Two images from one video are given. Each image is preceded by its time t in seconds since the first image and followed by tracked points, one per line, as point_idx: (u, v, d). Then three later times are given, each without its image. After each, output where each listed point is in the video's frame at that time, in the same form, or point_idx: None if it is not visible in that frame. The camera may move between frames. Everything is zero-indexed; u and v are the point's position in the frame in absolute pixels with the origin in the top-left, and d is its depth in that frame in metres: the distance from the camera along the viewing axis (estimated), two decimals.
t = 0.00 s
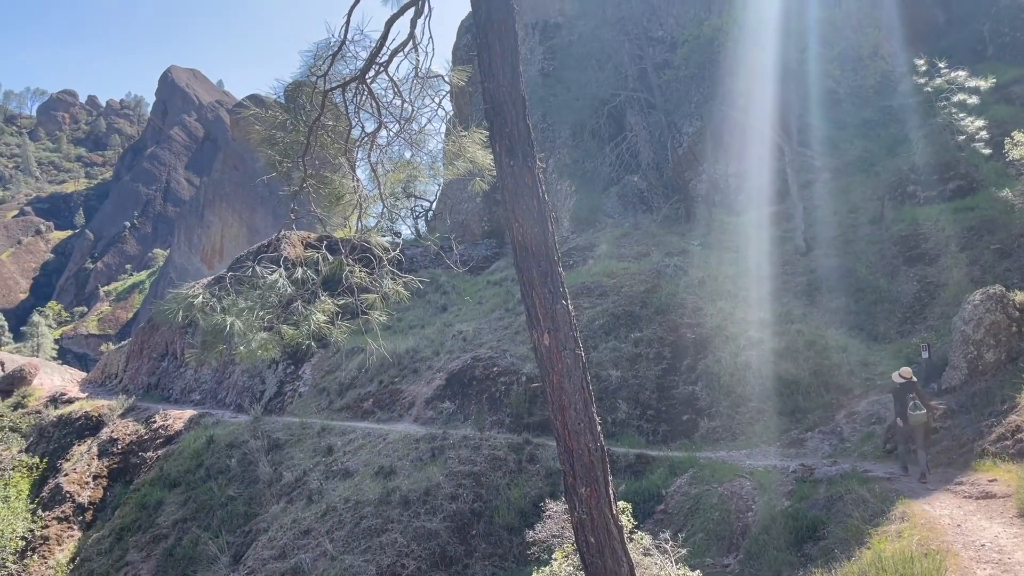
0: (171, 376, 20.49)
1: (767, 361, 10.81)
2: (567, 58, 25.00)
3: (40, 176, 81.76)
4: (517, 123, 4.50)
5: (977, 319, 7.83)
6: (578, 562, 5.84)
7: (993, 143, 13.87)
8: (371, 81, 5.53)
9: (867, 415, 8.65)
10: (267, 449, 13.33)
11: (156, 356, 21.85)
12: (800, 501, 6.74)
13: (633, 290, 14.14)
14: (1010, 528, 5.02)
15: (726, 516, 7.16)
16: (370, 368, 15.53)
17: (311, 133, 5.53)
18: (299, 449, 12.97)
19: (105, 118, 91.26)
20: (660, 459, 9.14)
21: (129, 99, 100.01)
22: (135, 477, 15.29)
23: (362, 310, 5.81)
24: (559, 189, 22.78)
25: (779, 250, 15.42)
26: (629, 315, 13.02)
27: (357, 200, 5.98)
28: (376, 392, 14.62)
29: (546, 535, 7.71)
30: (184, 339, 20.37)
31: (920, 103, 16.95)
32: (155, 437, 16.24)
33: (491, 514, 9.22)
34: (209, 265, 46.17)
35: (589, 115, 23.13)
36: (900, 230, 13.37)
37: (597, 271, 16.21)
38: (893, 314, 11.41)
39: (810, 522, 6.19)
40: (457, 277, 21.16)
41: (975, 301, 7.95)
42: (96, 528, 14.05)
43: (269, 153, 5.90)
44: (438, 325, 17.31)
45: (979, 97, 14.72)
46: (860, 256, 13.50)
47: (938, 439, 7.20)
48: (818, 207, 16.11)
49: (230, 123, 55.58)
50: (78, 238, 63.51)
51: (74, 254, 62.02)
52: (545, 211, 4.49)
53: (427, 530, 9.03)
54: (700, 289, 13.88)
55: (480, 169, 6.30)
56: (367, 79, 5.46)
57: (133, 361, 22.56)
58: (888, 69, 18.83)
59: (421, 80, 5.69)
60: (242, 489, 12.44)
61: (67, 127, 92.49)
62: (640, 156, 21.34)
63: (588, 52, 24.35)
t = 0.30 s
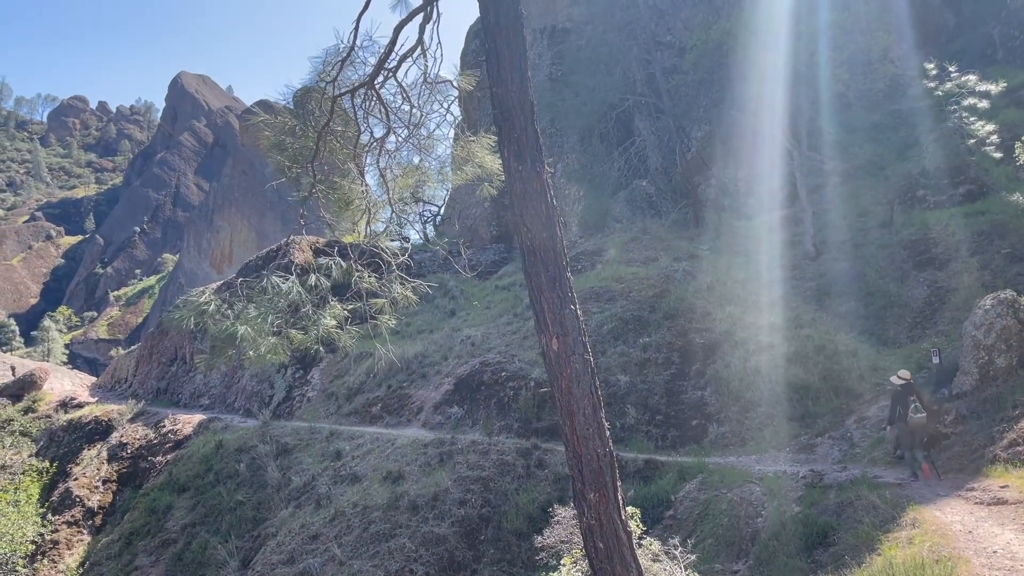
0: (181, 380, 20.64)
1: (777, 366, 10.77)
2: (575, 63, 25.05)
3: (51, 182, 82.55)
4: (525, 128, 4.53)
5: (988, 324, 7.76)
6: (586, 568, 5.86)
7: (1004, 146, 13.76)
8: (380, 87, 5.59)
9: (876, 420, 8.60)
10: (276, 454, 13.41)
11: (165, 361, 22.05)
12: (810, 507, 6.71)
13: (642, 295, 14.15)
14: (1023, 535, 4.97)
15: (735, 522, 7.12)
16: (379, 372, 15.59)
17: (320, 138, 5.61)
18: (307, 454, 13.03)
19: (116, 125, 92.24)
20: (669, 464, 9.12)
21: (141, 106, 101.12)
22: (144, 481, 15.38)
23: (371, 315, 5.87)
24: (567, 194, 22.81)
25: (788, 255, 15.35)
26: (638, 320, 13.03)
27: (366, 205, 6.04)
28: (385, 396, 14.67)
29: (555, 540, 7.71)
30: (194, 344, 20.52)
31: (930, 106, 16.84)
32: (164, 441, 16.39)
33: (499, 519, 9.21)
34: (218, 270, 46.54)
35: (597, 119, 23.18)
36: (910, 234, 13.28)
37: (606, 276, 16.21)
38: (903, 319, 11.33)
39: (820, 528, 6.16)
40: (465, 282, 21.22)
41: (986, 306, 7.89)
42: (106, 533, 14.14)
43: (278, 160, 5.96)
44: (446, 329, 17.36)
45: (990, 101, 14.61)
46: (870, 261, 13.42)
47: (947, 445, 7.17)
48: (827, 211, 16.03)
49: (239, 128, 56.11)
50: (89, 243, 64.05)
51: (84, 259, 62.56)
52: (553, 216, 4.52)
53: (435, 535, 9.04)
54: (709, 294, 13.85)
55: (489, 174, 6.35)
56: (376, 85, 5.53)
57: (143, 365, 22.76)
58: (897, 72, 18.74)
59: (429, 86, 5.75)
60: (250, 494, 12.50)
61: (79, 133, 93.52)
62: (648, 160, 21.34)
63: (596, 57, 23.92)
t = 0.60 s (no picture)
0: (192, 384, 20.83)
1: (788, 370, 10.73)
2: (586, 67, 25.09)
3: (64, 186, 83.46)
4: (535, 132, 4.57)
5: (1003, 328, 7.72)
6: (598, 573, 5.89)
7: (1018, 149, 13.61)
8: (391, 92, 5.66)
9: (889, 424, 8.55)
10: (287, 458, 13.51)
11: (177, 365, 22.27)
12: (822, 512, 6.67)
13: (653, 299, 14.15)
14: None
15: (747, 527, 7.07)
16: (389, 376, 15.66)
17: (331, 143, 5.66)
18: (318, 458, 13.12)
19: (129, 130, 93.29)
20: (680, 469, 9.09)
21: (155, 112, 102.36)
22: (156, 484, 15.50)
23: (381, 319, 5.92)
24: (577, 198, 22.82)
25: (799, 258, 15.26)
26: (649, 324, 13.03)
27: (376, 210, 6.14)
28: (395, 400, 14.73)
29: (566, 545, 7.73)
30: (206, 348, 20.71)
31: (943, 108, 16.69)
32: (176, 445, 16.53)
33: (510, 524, 9.21)
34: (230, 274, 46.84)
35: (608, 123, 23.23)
36: (923, 238, 13.17)
37: (617, 280, 16.22)
38: (916, 323, 11.23)
39: (832, 533, 6.16)
40: (475, 286, 21.27)
41: (1001, 309, 7.87)
42: (118, 536, 14.27)
43: (289, 164, 6.02)
44: (457, 333, 17.42)
45: (1004, 103, 14.46)
46: (882, 265, 13.32)
47: (961, 450, 7.11)
48: (839, 214, 15.91)
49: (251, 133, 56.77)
50: (102, 247, 64.79)
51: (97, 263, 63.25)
52: (564, 219, 4.55)
53: (446, 539, 9.04)
54: (720, 297, 13.82)
55: (500, 179, 6.36)
56: (386, 90, 5.58)
57: (155, 369, 23.00)
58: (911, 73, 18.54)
59: (440, 90, 5.80)
60: (262, 498, 12.59)
61: (92, 139, 94.72)
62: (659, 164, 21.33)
63: (607, 61, 24.33)
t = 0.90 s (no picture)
0: (208, 387, 21.08)
1: (804, 373, 10.67)
2: (599, 70, 25.12)
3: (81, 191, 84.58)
4: (548, 135, 4.61)
5: (1020, 330, 7.55)
6: None
7: None
8: (405, 96, 5.71)
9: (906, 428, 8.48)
10: (301, 460, 13.63)
11: (193, 368, 22.56)
12: (838, 516, 6.64)
13: (667, 303, 14.15)
14: None
15: (763, 531, 7.04)
16: (403, 380, 15.75)
17: (346, 147, 5.73)
18: (332, 460, 13.23)
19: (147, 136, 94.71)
20: (695, 472, 9.06)
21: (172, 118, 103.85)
22: (172, 487, 15.68)
23: (395, 321, 6.00)
24: (591, 201, 22.82)
25: (814, 261, 15.12)
26: (663, 326, 13.02)
27: (390, 212, 6.19)
28: (409, 403, 14.81)
29: (581, 549, 7.67)
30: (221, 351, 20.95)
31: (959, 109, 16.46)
32: (192, 447, 16.74)
33: (524, 527, 9.20)
34: (245, 278, 47.18)
35: (621, 126, 23.24)
36: (939, 239, 13.03)
37: (630, 283, 16.22)
38: (933, 326, 11.10)
39: (848, 537, 6.14)
40: (489, 289, 21.34)
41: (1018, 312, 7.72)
42: (134, 538, 14.46)
43: (303, 168, 6.07)
44: (470, 336, 17.48)
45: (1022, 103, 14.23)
46: (897, 267, 13.18)
47: (978, 454, 7.05)
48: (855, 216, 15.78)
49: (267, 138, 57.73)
50: (118, 251, 65.73)
51: (113, 267, 64.16)
52: (577, 222, 4.58)
53: (460, 541, 9.07)
54: (734, 300, 13.79)
55: (513, 182, 6.39)
56: (401, 93, 5.63)
57: (171, 372, 23.31)
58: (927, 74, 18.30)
59: (454, 94, 5.86)
60: (277, 500, 12.72)
61: (111, 145, 96.23)
62: (672, 166, 21.29)
63: (619, 63, 24.50)
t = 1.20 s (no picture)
0: (226, 389, 21.38)
1: (823, 375, 10.59)
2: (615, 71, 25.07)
3: (100, 195, 86.02)
4: (564, 136, 4.65)
5: None
6: None
7: None
8: (421, 98, 5.78)
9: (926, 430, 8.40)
10: (319, 462, 13.78)
11: (211, 370, 22.89)
12: (858, 519, 6.59)
13: (684, 305, 14.06)
14: None
15: (781, 533, 7.01)
16: (420, 382, 15.86)
17: (363, 150, 5.81)
18: (350, 462, 13.37)
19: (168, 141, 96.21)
20: (712, 475, 9.02)
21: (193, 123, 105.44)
22: (191, 487, 15.92)
23: (413, 323, 6.08)
24: (606, 203, 22.80)
25: (832, 262, 14.98)
26: (679, 328, 12.99)
27: (407, 215, 6.26)
28: (426, 405, 14.90)
29: (599, 551, 7.72)
30: (240, 353, 21.25)
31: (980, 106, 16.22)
32: (211, 449, 16.99)
33: (541, 529, 9.21)
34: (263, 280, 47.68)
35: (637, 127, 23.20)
36: (960, 240, 12.85)
37: (646, 285, 16.20)
38: (953, 327, 10.96)
39: (868, 540, 6.10)
40: (505, 291, 21.42)
41: None
42: (154, 538, 14.69)
43: (322, 170, 6.16)
44: (486, 338, 17.54)
45: None
46: (917, 268, 13.01)
47: (1001, 457, 6.96)
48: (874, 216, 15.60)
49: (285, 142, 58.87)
50: (138, 254, 66.80)
51: (132, 270, 65.18)
52: (594, 223, 4.61)
53: (477, 543, 9.12)
54: (752, 302, 13.75)
55: (529, 183, 6.44)
56: (417, 96, 5.69)
57: (190, 374, 23.67)
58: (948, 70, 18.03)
59: (470, 96, 5.93)
60: (295, 501, 12.86)
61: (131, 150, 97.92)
62: (688, 168, 21.20)
63: (635, 65, 24.03)
